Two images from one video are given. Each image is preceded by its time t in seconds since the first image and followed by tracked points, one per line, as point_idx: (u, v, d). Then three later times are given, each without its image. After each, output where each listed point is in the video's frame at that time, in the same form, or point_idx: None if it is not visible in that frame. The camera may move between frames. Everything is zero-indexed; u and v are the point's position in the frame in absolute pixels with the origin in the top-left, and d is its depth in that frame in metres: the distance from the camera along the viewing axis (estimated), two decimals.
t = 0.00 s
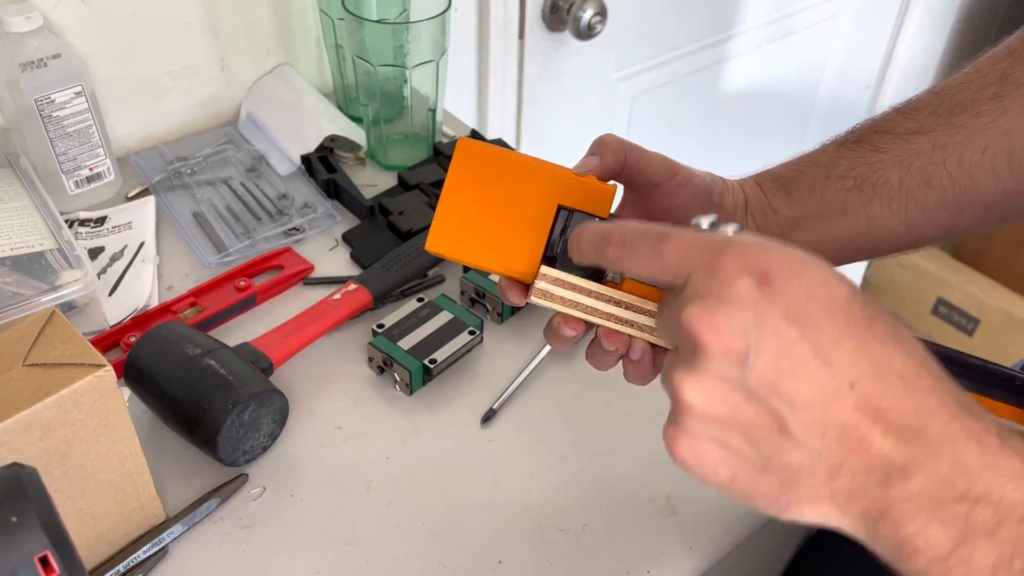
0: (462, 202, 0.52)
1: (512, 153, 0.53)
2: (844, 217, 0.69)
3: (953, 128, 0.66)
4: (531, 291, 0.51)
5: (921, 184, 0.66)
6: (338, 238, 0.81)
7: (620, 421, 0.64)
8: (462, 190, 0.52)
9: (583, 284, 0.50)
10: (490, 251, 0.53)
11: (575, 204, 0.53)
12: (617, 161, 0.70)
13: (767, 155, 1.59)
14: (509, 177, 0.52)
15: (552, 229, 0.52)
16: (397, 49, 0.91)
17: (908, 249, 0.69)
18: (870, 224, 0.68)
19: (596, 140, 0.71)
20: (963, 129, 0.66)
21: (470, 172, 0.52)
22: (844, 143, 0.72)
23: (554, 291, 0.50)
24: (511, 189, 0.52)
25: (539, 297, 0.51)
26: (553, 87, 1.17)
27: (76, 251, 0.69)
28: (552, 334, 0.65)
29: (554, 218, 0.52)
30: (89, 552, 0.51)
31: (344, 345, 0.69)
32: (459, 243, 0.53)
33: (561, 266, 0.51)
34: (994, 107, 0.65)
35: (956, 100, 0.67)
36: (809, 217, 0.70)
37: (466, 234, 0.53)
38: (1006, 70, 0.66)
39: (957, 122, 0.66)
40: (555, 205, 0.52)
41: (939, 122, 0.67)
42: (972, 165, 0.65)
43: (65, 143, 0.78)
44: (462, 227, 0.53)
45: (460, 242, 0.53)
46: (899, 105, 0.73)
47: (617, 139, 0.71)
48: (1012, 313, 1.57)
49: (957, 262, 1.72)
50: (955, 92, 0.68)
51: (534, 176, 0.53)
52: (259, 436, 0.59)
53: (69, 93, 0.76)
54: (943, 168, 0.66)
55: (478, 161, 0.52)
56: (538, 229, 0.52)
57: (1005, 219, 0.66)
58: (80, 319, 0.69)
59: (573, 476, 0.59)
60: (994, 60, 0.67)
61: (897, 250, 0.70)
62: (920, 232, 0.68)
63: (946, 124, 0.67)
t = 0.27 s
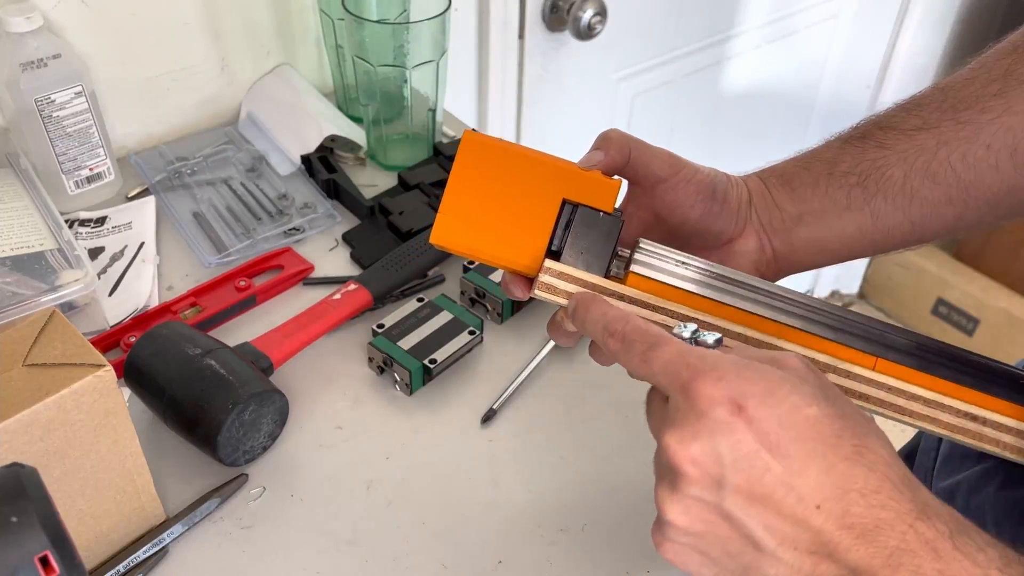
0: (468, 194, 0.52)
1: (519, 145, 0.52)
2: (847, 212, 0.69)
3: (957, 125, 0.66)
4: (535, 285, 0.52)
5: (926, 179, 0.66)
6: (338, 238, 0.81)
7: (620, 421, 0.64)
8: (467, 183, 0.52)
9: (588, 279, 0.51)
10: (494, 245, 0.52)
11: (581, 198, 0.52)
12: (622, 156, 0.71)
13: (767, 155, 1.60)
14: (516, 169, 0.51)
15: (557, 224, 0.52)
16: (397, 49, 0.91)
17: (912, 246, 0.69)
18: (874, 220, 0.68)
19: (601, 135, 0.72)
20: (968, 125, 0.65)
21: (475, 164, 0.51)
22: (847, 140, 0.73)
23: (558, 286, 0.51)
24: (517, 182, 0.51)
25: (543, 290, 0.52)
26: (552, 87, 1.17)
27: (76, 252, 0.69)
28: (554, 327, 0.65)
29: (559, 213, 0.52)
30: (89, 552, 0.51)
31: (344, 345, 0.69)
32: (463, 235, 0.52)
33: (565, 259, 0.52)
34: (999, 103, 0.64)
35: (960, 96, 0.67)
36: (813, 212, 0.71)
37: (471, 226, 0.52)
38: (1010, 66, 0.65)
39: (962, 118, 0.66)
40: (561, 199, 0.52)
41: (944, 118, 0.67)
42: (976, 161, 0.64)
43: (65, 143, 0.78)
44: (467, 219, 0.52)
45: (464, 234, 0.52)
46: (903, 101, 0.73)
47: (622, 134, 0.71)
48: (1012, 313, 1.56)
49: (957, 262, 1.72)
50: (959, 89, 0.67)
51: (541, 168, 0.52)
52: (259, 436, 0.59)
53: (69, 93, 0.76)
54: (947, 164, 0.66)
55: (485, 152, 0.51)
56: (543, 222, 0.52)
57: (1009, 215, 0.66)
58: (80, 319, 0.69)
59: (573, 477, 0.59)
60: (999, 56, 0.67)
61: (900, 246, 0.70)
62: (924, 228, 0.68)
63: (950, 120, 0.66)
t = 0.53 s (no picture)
0: (469, 188, 0.52)
1: (520, 139, 0.53)
2: (849, 209, 0.69)
3: (959, 122, 0.66)
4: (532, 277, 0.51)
5: (927, 176, 0.66)
6: (338, 238, 0.81)
7: (620, 421, 0.64)
8: (467, 175, 0.52)
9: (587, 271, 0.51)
10: (494, 238, 0.52)
11: (580, 191, 0.52)
12: (623, 151, 0.70)
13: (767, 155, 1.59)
14: (516, 163, 0.52)
15: (557, 216, 0.52)
16: (397, 48, 0.91)
17: (913, 243, 0.69)
18: (875, 216, 0.68)
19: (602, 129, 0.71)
20: (970, 123, 0.65)
21: (475, 156, 0.52)
22: (850, 136, 0.73)
23: (556, 278, 0.51)
24: (518, 175, 0.52)
25: (541, 282, 0.51)
26: (552, 87, 1.17)
27: (76, 252, 0.69)
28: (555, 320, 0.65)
29: (559, 205, 0.52)
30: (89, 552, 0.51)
31: (344, 345, 0.69)
32: (463, 228, 0.52)
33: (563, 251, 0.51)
34: (1001, 101, 0.64)
35: (962, 93, 0.67)
36: (814, 209, 0.71)
37: (471, 220, 0.52)
38: (1013, 63, 0.65)
39: (964, 115, 0.66)
40: (561, 191, 0.52)
41: (946, 115, 0.67)
42: (977, 158, 0.64)
43: (65, 143, 0.78)
44: (467, 213, 0.52)
45: (464, 227, 0.52)
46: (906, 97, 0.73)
47: (624, 128, 0.70)
48: (1012, 313, 1.56)
49: (957, 262, 1.72)
50: (960, 87, 0.67)
51: (541, 161, 0.52)
52: (259, 436, 0.59)
53: (69, 93, 0.76)
54: (948, 162, 0.66)
55: (486, 145, 0.52)
56: (543, 215, 0.52)
57: (1010, 212, 0.66)
58: (79, 319, 0.69)
59: (573, 477, 0.59)
60: (1002, 54, 0.66)
61: (901, 242, 0.70)
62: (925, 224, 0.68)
63: (952, 118, 0.66)
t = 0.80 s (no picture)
0: (468, 184, 0.52)
1: (519, 135, 0.52)
2: (848, 209, 0.69)
3: (958, 123, 0.66)
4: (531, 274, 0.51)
5: (926, 178, 0.66)
6: (338, 238, 0.81)
7: (619, 421, 0.64)
8: (466, 172, 0.52)
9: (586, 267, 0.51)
10: (494, 234, 0.52)
11: (580, 189, 0.52)
12: (623, 150, 0.70)
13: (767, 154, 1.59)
14: (517, 159, 0.52)
15: (556, 213, 0.52)
16: (398, 49, 0.91)
17: (913, 244, 0.69)
18: (874, 217, 0.68)
19: (603, 129, 0.72)
20: (970, 124, 0.65)
21: (474, 153, 0.51)
22: (849, 137, 0.73)
23: (555, 274, 0.51)
24: (518, 172, 0.52)
25: (540, 279, 0.51)
26: (552, 87, 1.17)
27: (76, 251, 0.69)
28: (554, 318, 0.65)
29: (559, 202, 0.52)
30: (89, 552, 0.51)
31: (344, 345, 0.69)
32: (463, 224, 0.52)
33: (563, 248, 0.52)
34: (1000, 102, 0.64)
35: (962, 95, 0.67)
36: (814, 209, 0.71)
37: (471, 216, 0.52)
38: (1012, 64, 0.65)
39: (963, 116, 0.66)
40: (560, 188, 0.52)
41: (945, 116, 0.67)
42: (976, 159, 0.64)
43: (65, 143, 0.78)
44: (467, 210, 0.52)
45: (464, 223, 0.52)
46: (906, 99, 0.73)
47: (625, 127, 0.71)
48: (1012, 313, 1.56)
49: (957, 262, 1.72)
50: (959, 87, 0.67)
51: (541, 159, 0.52)
52: (259, 436, 0.59)
53: (69, 94, 0.76)
54: (948, 163, 0.66)
55: (486, 142, 0.51)
56: (542, 212, 0.52)
57: (1010, 215, 0.66)
58: (80, 319, 0.69)
59: (572, 477, 0.59)
60: (1002, 55, 0.67)
61: (900, 244, 0.70)
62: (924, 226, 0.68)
63: (952, 119, 0.66)
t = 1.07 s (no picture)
0: (463, 192, 0.52)
1: (513, 142, 0.52)
2: (845, 211, 0.69)
3: (954, 125, 0.66)
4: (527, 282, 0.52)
5: (923, 180, 0.66)
6: (338, 238, 0.81)
7: (619, 421, 0.64)
8: (459, 179, 0.52)
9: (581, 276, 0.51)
10: (490, 241, 0.52)
11: (574, 195, 0.52)
12: (618, 154, 0.70)
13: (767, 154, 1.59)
14: (510, 167, 0.51)
15: (551, 221, 0.52)
16: (397, 49, 0.91)
17: (911, 246, 0.69)
18: (872, 219, 0.68)
19: (596, 135, 0.71)
20: (965, 126, 0.65)
21: (467, 161, 0.51)
22: (844, 141, 0.73)
23: (551, 282, 0.52)
24: (512, 180, 0.51)
25: (536, 287, 0.52)
26: (552, 87, 1.17)
27: (76, 251, 0.69)
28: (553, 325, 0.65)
29: (554, 210, 0.52)
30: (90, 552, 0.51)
31: (345, 344, 0.69)
32: (458, 231, 0.53)
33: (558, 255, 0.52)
34: (996, 104, 0.64)
35: (957, 97, 0.67)
36: (811, 211, 0.71)
37: (466, 223, 0.52)
38: (1007, 66, 0.65)
39: (959, 118, 0.66)
40: (555, 196, 0.52)
41: (941, 118, 0.67)
42: (973, 161, 0.64)
43: (65, 143, 0.78)
44: (463, 216, 0.52)
45: (459, 231, 0.52)
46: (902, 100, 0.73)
47: (620, 133, 0.70)
48: (1012, 313, 1.56)
49: (957, 262, 1.72)
50: (956, 89, 0.67)
51: (534, 166, 0.51)
52: (259, 436, 0.59)
53: (69, 93, 0.76)
54: (944, 165, 0.66)
55: (478, 152, 0.51)
56: (537, 219, 0.52)
57: (1007, 216, 0.66)
58: (80, 319, 0.69)
59: (572, 477, 0.59)
60: (997, 56, 0.67)
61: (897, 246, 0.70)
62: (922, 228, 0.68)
63: (947, 121, 0.66)
